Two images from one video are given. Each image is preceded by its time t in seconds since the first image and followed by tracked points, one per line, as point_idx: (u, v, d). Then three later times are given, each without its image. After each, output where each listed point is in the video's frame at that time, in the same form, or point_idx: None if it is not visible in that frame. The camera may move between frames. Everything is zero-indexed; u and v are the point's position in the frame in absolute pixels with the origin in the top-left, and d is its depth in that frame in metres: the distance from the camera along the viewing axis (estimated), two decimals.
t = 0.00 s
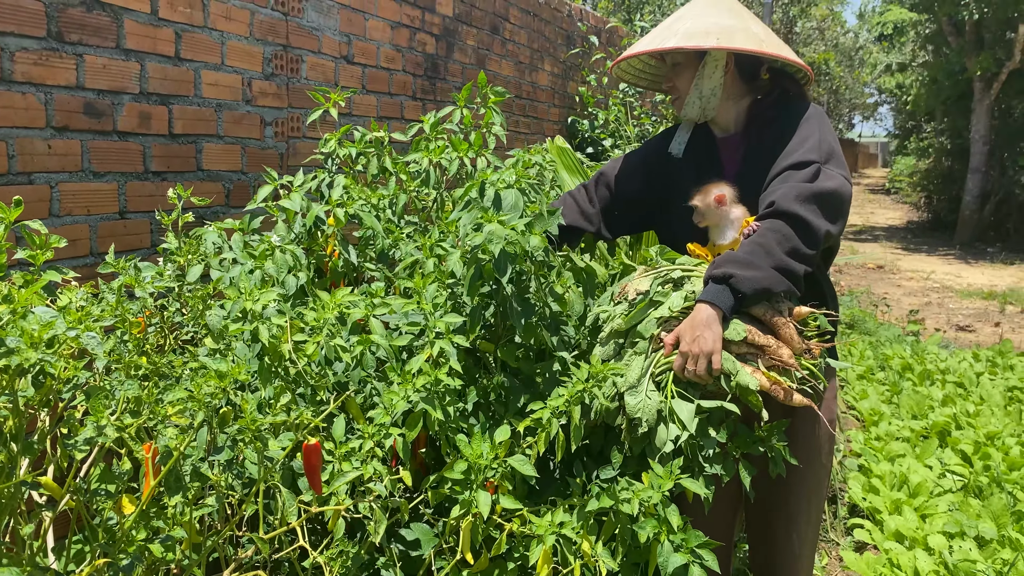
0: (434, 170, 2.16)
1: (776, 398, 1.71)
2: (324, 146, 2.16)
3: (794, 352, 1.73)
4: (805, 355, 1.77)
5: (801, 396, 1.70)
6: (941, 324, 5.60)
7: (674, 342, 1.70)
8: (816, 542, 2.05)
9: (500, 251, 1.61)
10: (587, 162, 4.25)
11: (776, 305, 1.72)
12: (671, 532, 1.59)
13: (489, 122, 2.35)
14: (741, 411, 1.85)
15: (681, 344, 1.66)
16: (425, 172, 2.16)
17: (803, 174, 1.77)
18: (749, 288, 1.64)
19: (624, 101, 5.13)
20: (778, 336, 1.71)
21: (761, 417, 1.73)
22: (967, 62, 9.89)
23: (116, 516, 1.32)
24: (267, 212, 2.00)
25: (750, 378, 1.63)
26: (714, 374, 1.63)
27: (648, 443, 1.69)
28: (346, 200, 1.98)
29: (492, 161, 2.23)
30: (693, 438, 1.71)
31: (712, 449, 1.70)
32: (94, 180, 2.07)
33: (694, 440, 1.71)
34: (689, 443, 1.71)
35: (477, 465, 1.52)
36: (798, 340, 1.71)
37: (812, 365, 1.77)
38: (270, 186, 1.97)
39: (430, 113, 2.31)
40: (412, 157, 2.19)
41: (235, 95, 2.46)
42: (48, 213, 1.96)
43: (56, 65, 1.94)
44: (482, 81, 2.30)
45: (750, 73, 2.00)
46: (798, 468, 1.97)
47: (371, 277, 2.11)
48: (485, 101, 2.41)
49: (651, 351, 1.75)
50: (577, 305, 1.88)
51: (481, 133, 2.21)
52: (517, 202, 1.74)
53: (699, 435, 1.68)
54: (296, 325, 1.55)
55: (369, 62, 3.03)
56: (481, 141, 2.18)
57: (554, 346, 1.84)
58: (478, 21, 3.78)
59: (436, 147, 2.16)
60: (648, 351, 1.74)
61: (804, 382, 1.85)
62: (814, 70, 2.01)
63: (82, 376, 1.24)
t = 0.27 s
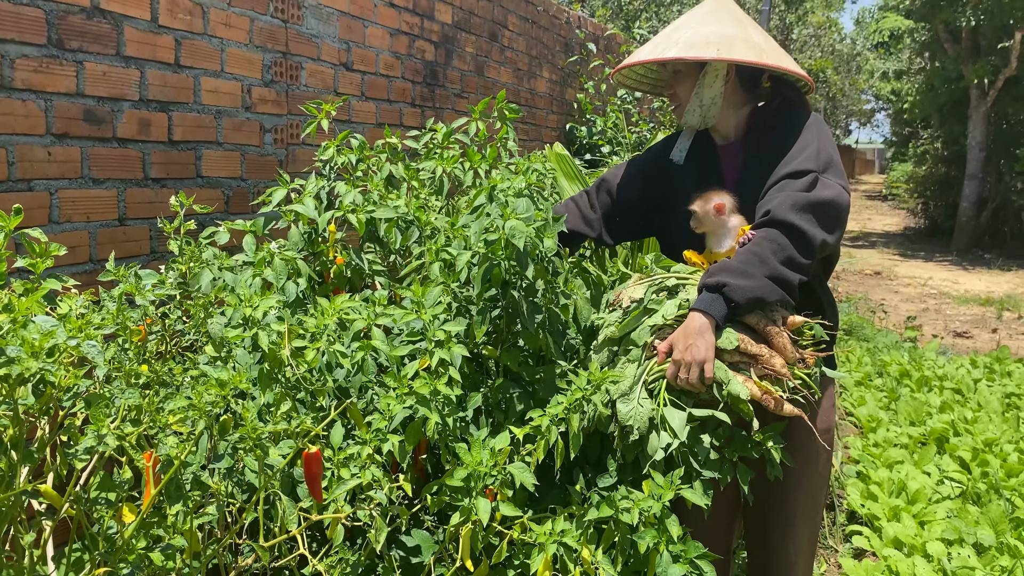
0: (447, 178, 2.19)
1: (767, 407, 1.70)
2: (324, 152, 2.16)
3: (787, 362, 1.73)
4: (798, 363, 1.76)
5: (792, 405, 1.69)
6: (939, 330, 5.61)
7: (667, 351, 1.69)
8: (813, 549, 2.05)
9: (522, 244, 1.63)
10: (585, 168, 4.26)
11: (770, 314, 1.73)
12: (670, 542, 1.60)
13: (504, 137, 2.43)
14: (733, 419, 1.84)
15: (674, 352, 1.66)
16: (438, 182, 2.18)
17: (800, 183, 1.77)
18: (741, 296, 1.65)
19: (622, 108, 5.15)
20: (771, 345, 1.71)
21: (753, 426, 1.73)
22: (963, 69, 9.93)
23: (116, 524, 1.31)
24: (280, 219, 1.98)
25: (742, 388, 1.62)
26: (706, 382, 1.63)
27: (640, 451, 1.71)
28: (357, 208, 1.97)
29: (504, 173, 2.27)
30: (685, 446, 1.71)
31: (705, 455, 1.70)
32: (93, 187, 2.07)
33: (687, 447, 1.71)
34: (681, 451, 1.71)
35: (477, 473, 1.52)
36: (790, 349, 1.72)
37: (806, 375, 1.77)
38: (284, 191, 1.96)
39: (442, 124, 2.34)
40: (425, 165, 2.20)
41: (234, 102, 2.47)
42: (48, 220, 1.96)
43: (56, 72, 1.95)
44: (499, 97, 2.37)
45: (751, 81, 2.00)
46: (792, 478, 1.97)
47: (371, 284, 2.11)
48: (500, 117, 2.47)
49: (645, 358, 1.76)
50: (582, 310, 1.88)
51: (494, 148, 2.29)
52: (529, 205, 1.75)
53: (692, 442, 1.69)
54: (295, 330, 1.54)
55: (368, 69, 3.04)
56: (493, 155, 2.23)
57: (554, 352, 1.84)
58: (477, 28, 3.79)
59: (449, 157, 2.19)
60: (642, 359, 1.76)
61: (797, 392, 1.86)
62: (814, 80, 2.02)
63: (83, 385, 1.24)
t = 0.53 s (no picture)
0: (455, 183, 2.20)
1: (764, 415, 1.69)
2: (329, 159, 2.15)
3: (785, 370, 1.73)
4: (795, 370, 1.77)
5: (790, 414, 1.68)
6: (938, 336, 5.61)
7: (665, 358, 1.69)
8: (812, 555, 2.04)
9: (528, 246, 1.64)
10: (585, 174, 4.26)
11: (769, 322, 1.73)
12: (670, 543, 1.59)
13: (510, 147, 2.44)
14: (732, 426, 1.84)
15: (672, 360, 1.66)
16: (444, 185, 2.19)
17: (799, 191, 1.77)
18: (739, 304, 1.65)
19: (621, 115, 5.16)
20: (769, 352, 1.71)
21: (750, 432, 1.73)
22: (962, 76, 9.95)
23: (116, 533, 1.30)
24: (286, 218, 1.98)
25: (738, 395, 1.63)
26: (704, 390, 1.63)
27: (637, 458, 1.70)
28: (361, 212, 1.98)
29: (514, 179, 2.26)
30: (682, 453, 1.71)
31: (703, 461, 1.70)
32: (95, 194, 2.07)
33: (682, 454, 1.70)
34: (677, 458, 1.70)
35: (479, 480, 1.52)
36: (788, 357, 1.71)
37: (803, 383, 1.76)
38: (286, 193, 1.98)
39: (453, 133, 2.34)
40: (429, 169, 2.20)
41: (235, 108, 2.47)
42: (49, 226, 1.96)
43: (58, 79, 1.95)
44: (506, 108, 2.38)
45: (753, 88, 2.01)
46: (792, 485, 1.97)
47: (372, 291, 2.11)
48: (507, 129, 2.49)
49: (642, 365, 1.76)
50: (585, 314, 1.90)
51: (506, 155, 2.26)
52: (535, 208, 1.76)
53: (688, 448, 1.70)
54: (300, 337, 1.54)
55: (369, 75, 3.04)
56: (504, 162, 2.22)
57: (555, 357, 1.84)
58: (478, 35, 3.80)
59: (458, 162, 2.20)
60: (639, 365, 1.77)
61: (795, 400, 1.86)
62: (816, 88, 2.02)
63: (85, 392, 1.24)
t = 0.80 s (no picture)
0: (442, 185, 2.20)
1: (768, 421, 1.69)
2: (324, 164, 2.18)
3: (788, 375, 1.72)
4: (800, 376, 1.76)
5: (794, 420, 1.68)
6: (940, 341, 5.60)
7: (668, 364, 1.68)
8: (814, 562, 2.03)
9: (533, 250, 1.65)
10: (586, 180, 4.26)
11: (770, 327, 1.73)
12: (673, 555, 1.58)
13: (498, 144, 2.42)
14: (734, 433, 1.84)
15: (674, 367, 1.66)
16: (433, 190, 2.19)
17: (797, 195, 1.77)
18: (741, 309, 1.64)
19: (622, 120, 5.16)
20: (772, 357, 1.71)
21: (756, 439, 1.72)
22: (963, 80, 9.94)
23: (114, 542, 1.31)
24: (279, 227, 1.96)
25: (743, 402, 1.61)
26: (707, 396, 1.62)
27: (641, 466, 1.70)
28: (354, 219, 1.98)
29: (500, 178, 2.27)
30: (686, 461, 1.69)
31: (708, 470, 1.68)
32: (95, 200, 2.07)
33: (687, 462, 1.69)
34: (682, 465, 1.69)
35: (479, 486, 1.51)
36: (792, 362, 1.71)
37: (807, 388, 1.76)
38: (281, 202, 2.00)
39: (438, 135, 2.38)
40: (419, 174, 2.20)
41: (236, 114, 2.47)
42: (48, 232, 1.96)
43: (58, 84, 1.95)
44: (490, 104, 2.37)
45: (750, 94, 2.00)
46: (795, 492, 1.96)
47: (371, 297, 2.11)
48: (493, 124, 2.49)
49: (645, 372, 1.74)
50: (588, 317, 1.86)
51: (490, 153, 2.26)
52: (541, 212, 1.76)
53: (693, 456, 1.67)
54: (299, 342, 1.53)
55: (370, 81, 3.04)
56: (489, 161, 2.24)
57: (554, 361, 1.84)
58: (478, 40, 3.80)
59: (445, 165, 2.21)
60: (642, 373, 1.75)
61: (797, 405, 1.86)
62: (812, 93, 2.02)
63: (82, 399, 1.23)
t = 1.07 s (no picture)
0: (434, 193, 2.20)
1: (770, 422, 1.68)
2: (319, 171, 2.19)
3: (789, 376, 1.72)
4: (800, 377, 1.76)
5: (796, 420, 1.66)
6: (943, 345, 5.58)
7: (668, 367, 1.68)
8: (813, 563, 2.03)
9: (532, 247, 1.68)
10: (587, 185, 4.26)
11: (770, 328, 1.72)
12: (675, 557, 1.57)
13: (489, 146, 2.41)
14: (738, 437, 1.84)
15: (675, 369, 1.65)
16: (424, 196, 2.20)
17: (794, 197, 1.77)
18: (741, 311, 1.64)
19: (622, 124, 5.16)
20: (772, 359, 1.70)
21: (758, 443, 1.71)
22: (964, 85, 9.93)
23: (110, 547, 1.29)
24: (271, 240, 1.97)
25: (744, 403, 1.61)
26: (709, 399, 1.62)
27: (644, 469, 1.69)
28: (347, 225, 1.98)
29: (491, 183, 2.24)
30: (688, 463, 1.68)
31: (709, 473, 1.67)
32: (94, 205, 2.07)
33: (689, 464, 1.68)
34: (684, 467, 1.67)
35: (478, 492, 1.51)
36: (792, 363, 1.71)
37: (807, 389, 1.76)
38: (272, 212, 1.98)
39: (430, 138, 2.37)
40: (413, 180, 2.21)
41: (236, 119, 2.47)
42: (47, 237, 1.96)
43: (57, 90, 1.95)
44: (482, 107, 2.34)
45: (743, 98, 2.00)
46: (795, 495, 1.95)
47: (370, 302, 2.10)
48: (484, 126, 2.45)
49: (646, 375, 1.73)
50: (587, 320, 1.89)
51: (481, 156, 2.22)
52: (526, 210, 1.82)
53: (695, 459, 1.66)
54: (294, 350, 1.53)
55: (370, 86, 3.04)
56: (481, 165, 2.19)
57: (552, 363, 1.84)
58: (479, 45, 3.80)
59: (436, 170, 2.19)
60: (643, 376, 1.72)
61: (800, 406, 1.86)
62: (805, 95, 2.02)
63: (77, 405, 1.23)
